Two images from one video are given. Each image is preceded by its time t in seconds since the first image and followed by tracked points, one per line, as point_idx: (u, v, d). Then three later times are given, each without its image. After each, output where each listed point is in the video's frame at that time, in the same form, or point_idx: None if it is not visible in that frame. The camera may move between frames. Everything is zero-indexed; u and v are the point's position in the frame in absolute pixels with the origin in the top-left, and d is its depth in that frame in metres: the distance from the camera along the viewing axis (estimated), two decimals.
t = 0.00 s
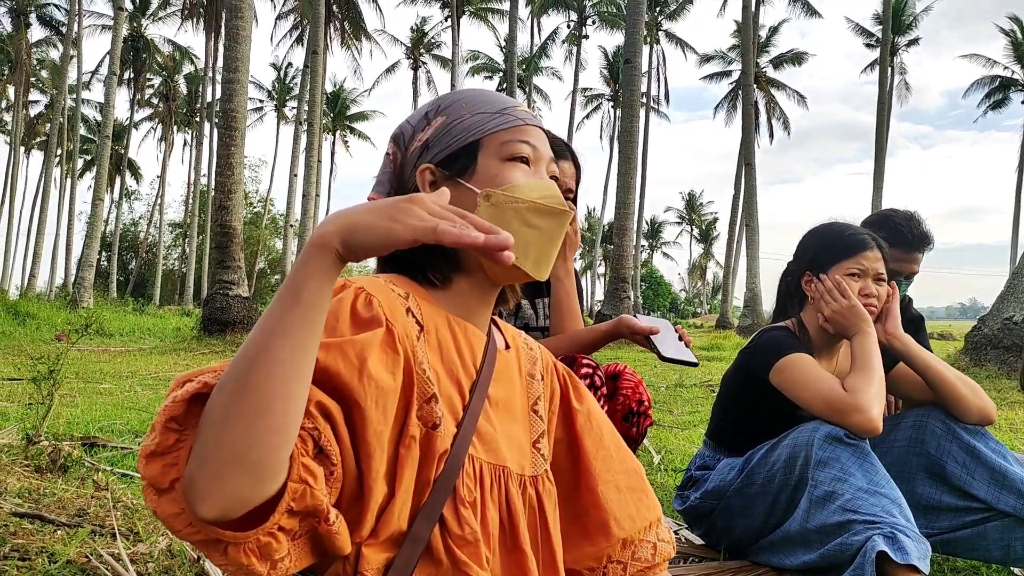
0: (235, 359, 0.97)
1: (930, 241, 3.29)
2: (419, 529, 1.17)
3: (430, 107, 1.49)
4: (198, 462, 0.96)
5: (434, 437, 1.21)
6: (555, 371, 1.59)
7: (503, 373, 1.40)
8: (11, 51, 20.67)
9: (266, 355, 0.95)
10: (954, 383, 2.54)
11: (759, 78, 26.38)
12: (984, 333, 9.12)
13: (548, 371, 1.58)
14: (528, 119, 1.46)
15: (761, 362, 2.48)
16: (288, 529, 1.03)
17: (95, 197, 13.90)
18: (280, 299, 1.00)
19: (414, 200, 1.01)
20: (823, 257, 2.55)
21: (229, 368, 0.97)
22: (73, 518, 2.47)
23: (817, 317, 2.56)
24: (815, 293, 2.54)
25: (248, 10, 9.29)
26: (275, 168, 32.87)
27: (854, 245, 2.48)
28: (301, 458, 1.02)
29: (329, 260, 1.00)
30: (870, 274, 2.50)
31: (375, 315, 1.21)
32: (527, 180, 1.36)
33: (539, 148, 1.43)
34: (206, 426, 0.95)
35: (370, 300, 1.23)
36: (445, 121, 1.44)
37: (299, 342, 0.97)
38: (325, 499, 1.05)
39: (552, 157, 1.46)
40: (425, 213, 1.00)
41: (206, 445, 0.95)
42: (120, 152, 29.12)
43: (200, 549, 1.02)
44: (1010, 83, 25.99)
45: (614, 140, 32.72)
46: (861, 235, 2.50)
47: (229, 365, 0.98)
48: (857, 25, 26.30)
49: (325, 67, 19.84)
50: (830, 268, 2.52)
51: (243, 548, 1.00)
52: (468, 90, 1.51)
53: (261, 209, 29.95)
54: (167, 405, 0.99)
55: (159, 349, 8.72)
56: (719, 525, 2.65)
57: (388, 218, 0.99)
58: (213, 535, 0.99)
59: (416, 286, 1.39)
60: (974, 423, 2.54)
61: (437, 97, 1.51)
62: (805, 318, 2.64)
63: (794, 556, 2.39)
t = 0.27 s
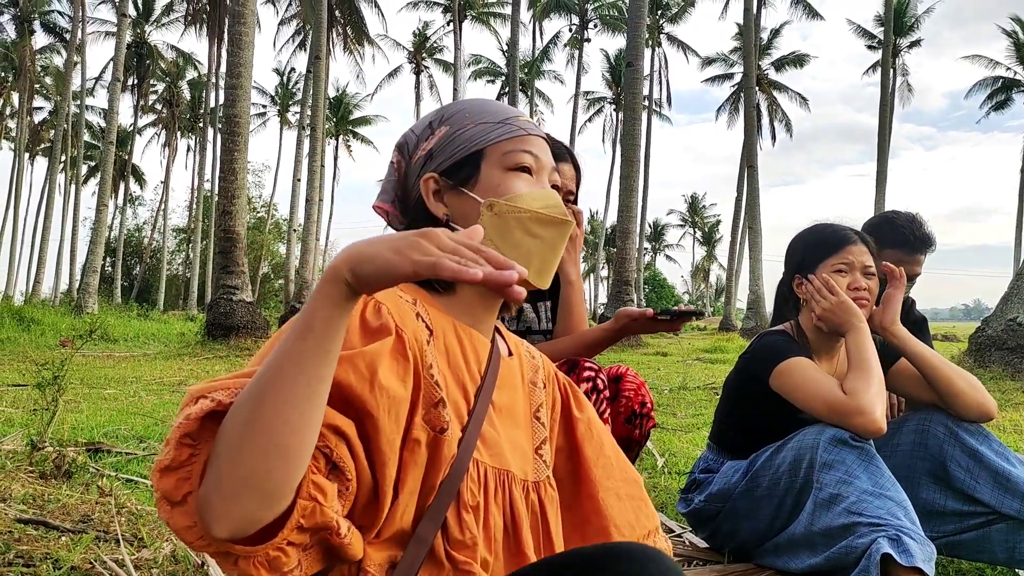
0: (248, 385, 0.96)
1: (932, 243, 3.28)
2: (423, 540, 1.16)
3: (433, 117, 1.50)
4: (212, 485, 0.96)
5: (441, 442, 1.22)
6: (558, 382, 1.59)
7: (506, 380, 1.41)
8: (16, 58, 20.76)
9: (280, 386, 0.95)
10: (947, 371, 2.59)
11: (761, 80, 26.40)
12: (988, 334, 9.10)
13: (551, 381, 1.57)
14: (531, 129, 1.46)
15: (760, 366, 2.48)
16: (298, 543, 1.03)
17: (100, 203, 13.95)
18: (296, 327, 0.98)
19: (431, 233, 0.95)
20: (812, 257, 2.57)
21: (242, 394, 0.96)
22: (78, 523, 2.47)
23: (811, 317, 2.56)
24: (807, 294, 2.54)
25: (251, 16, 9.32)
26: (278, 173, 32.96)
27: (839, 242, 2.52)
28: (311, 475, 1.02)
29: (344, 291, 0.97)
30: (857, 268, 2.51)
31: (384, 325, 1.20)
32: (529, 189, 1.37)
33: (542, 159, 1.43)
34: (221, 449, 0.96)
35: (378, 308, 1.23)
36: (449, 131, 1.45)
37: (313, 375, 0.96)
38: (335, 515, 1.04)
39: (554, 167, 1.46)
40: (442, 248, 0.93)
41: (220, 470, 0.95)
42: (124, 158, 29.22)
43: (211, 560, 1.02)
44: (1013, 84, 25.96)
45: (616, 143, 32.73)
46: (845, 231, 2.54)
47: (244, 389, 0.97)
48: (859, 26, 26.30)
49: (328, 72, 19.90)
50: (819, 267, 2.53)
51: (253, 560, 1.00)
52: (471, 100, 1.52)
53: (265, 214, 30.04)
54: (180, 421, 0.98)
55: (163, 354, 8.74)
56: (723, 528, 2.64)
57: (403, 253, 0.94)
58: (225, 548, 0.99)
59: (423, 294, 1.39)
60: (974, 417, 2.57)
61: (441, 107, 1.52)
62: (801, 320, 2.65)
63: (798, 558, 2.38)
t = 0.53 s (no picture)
0: (283, 416, 0.96)
1: (935, 244, 3.27)
2: (421, 554, 1.13)
3: (438, 129, 1.49)
4: (237, 508, 0.96)
5: (451, 449, 1.21)
6: (559, 388, 1.58)
7: (509, 386, 1.40)
8: (19, 65, 20.83)
9: (318, 423, 0.95)
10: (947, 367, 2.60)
11: (763, 83, 26.41)
12: (992, 335, 9.07)
13: (552, 387, 1.56)
14: (534, 135, 1.45)
15: (763, 368, 2.47)
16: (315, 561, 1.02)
17: (103, 209, 13.99)
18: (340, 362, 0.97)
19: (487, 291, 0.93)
20: (809, 260, 2.55)
21: (279, 425, 0.95)
22: (82, 528, 2.47)
23: (813, 318, 2.54)
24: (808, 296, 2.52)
25: (253, 21, 9.33)
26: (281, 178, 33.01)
27: (837, 242, 2.51)
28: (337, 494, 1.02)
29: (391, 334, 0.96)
30: (859, 268, 2.50)
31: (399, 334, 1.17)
32: (536, 194, 1.37)
33: (546, 165, 1.42)
34: (253, 476, 0.96)
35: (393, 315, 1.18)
36: (453, 142, 1.44)
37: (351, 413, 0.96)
38: (357, 533, 1.04)
39: (558, 173, 1.45)
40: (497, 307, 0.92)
41: (249, 496, 0.96)
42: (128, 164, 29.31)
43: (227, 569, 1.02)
44: (1016, 86, 25.89)
45: (618, 147, 32.72)
46: (840, 232, 2.53)
47: (277, 417, 0.96)
48: (861, 29, 26.29)
49: (330, 77, 19.95)
50: (817, 268, 2.52)
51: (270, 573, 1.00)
52: (474, 109, 1.50)
53: (267, 219, 30.09)
54: (207, 439, 0.96)
55: (167, 360, 8.75)
56: (728, 531, 2.63)
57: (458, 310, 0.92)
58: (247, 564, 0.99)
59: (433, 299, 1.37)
60: (971, 412, 2.57)
61: (445, 118, 1.51)
62: (803, 322, 2.63)
63: (803, 561, 2.36)
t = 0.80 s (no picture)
0: (328, 431, 0.97)
1: (937, 246, 3.27)
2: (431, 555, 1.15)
3: (439, 134, 1.49)
4: (279, 524, 0.98)
5: (458, 451, 1.21)
6: (563, 390, 1.58)
7: (514, 390, 1.40)
8: (23, 71, 20.91)
9: (366, 437, 0.96)
10: (955, 379, 2.55)
11: (765, 86, 26.42)
12: (995, 338, 9.06)
13: (557, 388, 1.56)
14: (535, 138, 1.45)
15: (769, 370, 2.47)
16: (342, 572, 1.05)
17: (107, 214, 14.03)
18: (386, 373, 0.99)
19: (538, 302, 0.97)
20: (823, 263, 2.54)
21: (326, 439, 0.97)
22: (86, 531, 2.48)
23: (819, 320, 2.54)
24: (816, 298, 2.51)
25: (256, 26, 9.36)
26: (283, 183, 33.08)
27: (850, 247, 2.51)
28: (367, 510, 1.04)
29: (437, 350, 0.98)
30: (870, 274, 2.53)
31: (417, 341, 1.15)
32: (538, 197, 1.39)
33: (547, 167, 1.43)
34: (297, 493, 0.97)
35: (412, 325, 1.17)
36: (454, 146, 1.44)
37: (397, 428, 0.98)
38: (385, 543, 1.07)
39: (559, 175, 1.46)
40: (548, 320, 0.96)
41: (295, 512, 0.97)
42: (132, 169, 29.39)
43: None
44: (1018, 88, 25.85)
45: (620, 150, 32.75)
46: (856, 237, 2.54)
47: (319, 435, 0.98)
48: (863, 32, 26.29)
49: (332, 82, 19.98)
50: (829, 271, 2.51)
51: None
52: (475, 115, 1.51)
53: (271, 224, 30.17)
54: (245, 457, 0.97)
55: (170, 364, 8.78)
56: (730, 533, 2.63)
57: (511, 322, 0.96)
58: None
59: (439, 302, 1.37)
60: (973, 422, 2.52)
61: (446, 124, 1.51)
62: (809, 324, 2.63)
63: (807, 563, 2.37)
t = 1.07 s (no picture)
0: (369, 471, 0.98)
1: (940, 249, 3.26)
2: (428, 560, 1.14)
3: (439, 138, 1.47)
4: (303, 555, 0.98)
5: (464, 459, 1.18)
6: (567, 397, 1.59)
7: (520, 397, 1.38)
8: (26, 77, 20.95)
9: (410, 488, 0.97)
10: (960, 383, 2.53)
11: (767, 90, 26.43)
12: (998, 341, 9.03)
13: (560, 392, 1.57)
14: (536, 141, 1.45)
15: (772, 373, 2.45)
16: None
17: (109, 218, 14.04)
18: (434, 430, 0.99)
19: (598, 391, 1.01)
20: (831, 268, 2.53)
21: (367, 486, 0.97)
22: (89, 536, 2.47)
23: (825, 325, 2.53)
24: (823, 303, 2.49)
25: (258, 31, 9.36)
26: (285, 188, 33.10)
27: (858, 253, 2.50)
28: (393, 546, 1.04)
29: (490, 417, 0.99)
30: (878, 281, 2.52)
31: (433, 360, 1.14)
32: (540, 202, 1.38)
33: (548, 170, 1.43)
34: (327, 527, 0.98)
35: (421, 339, 1.16)
36: (454, 151, 1.42)
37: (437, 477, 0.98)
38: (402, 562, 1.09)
39: (560, 178, 1.45)
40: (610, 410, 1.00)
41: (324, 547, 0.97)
42: (134, 174, 29.44)
43: None
44: (1020, 91, 25.83)
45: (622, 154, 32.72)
46: (866, 244, 2.53)
47: (354, 473, 0.99)
48: (864, 35, 26.28)
49: (334, 87, 19.99)
50: (838, 276, 2.50)
51: None
52: (478, 118, 1.50)
53: (272, 228, 30.19)
54: (276, 495, 0.97)
55: (172, 369, 8.77)
56: (733, 537, 2.60)
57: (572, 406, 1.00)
58: None
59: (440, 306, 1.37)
60: (980, 426, 2.50)
61: (447, 126, 1.50)
62: (813, 329, 2.61)
63: (810, 567, 2.35)
